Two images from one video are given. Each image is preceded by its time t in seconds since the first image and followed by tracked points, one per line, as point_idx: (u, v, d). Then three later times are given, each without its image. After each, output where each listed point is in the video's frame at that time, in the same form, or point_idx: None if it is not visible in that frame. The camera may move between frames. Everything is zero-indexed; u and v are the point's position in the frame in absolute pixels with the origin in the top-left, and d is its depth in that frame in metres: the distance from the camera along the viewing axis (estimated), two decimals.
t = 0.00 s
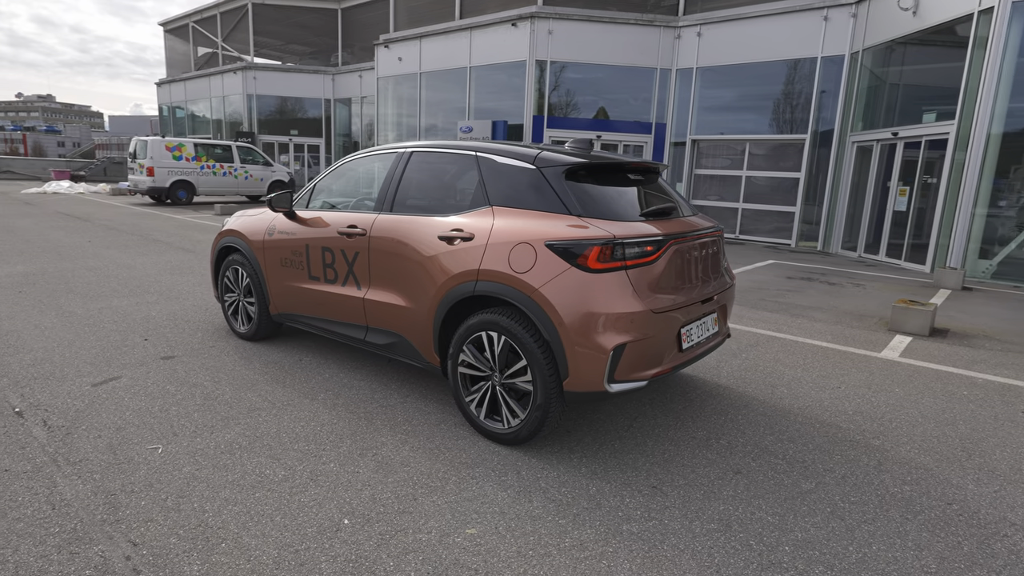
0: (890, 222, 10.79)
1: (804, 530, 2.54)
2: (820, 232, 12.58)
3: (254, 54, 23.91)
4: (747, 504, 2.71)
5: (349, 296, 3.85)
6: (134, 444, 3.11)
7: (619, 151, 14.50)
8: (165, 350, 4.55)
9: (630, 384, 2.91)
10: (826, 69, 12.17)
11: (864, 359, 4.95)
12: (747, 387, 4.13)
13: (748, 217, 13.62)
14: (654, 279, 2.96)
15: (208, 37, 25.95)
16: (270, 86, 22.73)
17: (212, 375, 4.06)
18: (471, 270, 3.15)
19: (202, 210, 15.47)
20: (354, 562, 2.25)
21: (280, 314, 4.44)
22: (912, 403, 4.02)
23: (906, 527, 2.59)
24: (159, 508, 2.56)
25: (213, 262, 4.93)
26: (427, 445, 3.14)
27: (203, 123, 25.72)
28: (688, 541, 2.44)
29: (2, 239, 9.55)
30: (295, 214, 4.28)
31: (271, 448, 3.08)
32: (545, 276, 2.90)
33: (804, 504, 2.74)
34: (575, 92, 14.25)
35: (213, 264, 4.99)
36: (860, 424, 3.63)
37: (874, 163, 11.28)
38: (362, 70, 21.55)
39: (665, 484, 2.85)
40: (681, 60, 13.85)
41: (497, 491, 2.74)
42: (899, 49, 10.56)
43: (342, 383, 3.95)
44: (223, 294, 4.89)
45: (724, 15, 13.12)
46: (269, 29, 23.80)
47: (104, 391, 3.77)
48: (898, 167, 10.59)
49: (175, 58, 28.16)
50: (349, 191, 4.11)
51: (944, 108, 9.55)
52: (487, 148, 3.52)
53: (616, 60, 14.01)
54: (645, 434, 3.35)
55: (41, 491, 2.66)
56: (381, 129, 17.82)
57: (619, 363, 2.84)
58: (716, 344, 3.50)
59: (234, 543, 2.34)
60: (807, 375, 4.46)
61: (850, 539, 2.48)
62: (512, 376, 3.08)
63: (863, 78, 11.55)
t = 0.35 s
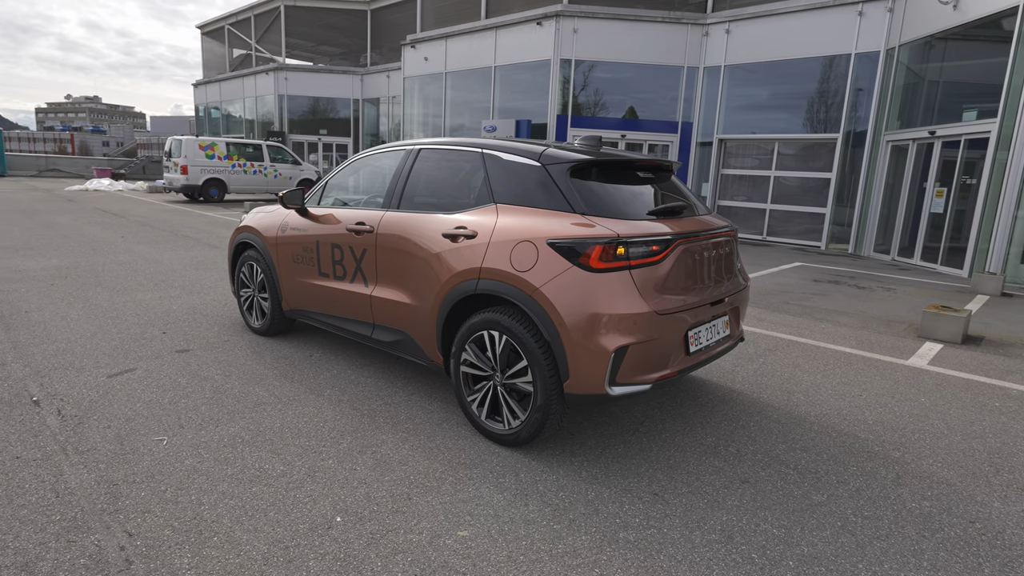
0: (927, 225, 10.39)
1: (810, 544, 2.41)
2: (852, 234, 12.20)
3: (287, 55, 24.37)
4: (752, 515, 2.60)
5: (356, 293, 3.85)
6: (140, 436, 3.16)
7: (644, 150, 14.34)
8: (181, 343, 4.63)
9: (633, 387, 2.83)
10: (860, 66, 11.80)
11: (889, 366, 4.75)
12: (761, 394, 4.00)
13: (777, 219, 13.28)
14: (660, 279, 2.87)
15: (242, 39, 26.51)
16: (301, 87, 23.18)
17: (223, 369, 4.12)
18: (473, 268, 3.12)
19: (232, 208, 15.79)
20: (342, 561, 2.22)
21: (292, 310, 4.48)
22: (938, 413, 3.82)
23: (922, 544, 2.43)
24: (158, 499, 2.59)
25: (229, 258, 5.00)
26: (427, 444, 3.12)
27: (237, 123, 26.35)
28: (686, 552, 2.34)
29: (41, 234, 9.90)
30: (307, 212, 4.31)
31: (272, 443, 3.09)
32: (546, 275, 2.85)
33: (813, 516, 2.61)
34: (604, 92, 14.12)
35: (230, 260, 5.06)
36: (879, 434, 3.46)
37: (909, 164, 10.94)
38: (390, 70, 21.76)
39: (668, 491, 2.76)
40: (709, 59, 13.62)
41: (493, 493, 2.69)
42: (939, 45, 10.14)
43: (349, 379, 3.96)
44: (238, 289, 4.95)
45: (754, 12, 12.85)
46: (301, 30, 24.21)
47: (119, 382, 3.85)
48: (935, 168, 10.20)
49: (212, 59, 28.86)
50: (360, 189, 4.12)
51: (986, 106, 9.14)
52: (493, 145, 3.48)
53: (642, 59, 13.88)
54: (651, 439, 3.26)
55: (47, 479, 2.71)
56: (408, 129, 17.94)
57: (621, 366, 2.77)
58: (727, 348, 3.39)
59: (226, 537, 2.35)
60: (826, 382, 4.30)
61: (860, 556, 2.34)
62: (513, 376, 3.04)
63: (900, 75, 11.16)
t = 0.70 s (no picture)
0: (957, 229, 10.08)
1: (818, 559, 2.32)
2: (879, 238, 11.89)
3: (314, 58, 24.75)
4: (758, 527, 2.52)
5: (366, 292, 3.87)
6: (150, 430, 3.21)
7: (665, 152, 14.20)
8: (198, 340, 4.70)
9: (637, 392, 2.78)
10: (885, 67, 11.50)
11: (911, 375, 4.59)
12: (775, 401, 3.89)
13: (801, 222, 12.99)
14: (667, 282, 2.82)
15: (271, 43, 27.01)
16: (327, 89, 23.56)
17: (235, 366, 4.17)
18: (478, 269, 3.10)
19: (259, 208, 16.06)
20: (336, 562, 2.22)
21: (305, 308, 4.52)
22: (960, 424, 3.68)
23: (936, 563, 2.32)
24: (162, 494, 2.62)
25: (247, 256, 5.07)
26: (430, 445, 3.11)
27: (266, 125, 26.89)
28: (687, 562, 2.28)
29: (75, 231, 10.21)
30: (320, 212, 4.34)
31: (277, 440, 3.12)
32: (550, 277, 2.82)
33: (822, 530, 2.52)
34: (628, 93, 14.02)
35: (248, 258, 5.13)
36: (896, 446, 3.34)
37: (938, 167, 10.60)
38: (414, 72, 21.92)
39: (671, 500, 2.70)
40: (732, 60, 13.44)
41: (493, 498, 2.67)
42: (972, 45, 9.80)
43: (358, 378, 3.98)
44: (255, 287, 5.02)
45: (778, 12, 12.63)
46: (328, 33, 24.55)
47: (135, 377, 3.93)
48: (966, 171, 9.89)
49: (243, 62, 29.46)
50: (371, 190, 4.13)
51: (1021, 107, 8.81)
52: (501, 145, 3.47)
53: (664, 60, 13.75)
54: (658, 445, 3.20)
55: (58, 471, 2.77)
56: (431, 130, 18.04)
57: (625, 370, 2.73)
58: (738, 353, 3.32)
59: (224, 533, 2.36)
60: (844, 390, 4.17)
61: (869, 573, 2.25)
62: (516, 378, 3.02)
63: (930, 75, 10.84)
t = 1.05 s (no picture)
0: (989, 230, 9.78)
1: (815, 564, 2.28)
2: (906, 240, 11.60)
3: (336, 62, 25.09)
4: (756, 530, 2.48)
5: (371, 292, 3.92)
6: (160, 424, 3.29)
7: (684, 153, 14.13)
8: (211, 338, 4.80)
9: (635, 393, 2.76)
10: (914, 65, 11.27)
11: (929, 380, 4.48)
12: (784, 405, 3.83)
13: (825, 223, 12.77)
14: (666, 282, 2.79)
15: (293, 47, 27.45)
16: (348, 92, 23.86)
17: (246, 363, 4.25)
18: (478, 269, 3.12)
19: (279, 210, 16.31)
20: (329, 555, 2.25)
21: (314, 307, 4.59)
22: (977, 430, 3.57)
23: (939, 571, 2.26)
24: (167, 485, 2.68)
25: (259, 256, 5.16)
26: (430, 443, 3.13)
27: (287, 127, 27.36)
28: (679, 563, 2.25)
29: (101, 232, 10.48)
30: (329, 212, 4.40)
31: (281, 436, 3.17)
32: (548, 276, 2.82)
33: (821, 535, 2.47)
34: (650, 93, 13.94)
35: (260, 258, 5.22)
36: (907, 452, 3.26)
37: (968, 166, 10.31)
38: (432, 74, 22.08)
39: (668, 501, 2.68)
40: (754, 58, 13.29)
41: (488, 495, 2.67)
42: (1008, 39, 9.37)
43: (363, 376, 4.03)
44: (267, 287, 5.10)
45: (802, 9, 12.46)
46: (349, 37, 24.84)
47: (149, 373, 4.02)
48: (999, 170, 9.57)
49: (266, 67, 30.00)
50: (377, 191, 4.17)
51: None
52: (503, 145, 3.49)
53: (683, 59, 13.66)
54: (659, 447, 3.18)
55: (70, 462, 2.85)
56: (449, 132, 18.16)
57: (621, 370, 2.71)
58: (743, 354, 3.27)
59: (224, 525, 2.41)
60: (857, 395, 4.08)
61: None
62: (515, 377, 3.03)
63: (961, 71, 10.52)
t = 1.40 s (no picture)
0: (1010, 232, 9.63)
1: (805, 563, 2.27)
2: (924, 243, 11.46)
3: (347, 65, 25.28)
4: (747, 529, 2.47)
5: (371, 290, 3.95)
6: (162, 418, 3.34)
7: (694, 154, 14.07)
8: (216, 336, 4.86)
9: (627, 392, 2.76)
10: (935, 60, 11.09)
11: (938, 383, 4.43)
12: (785, 407, 3.80)
13: (840, 226, 12.67)
14: (660, 280, 2.79)
15: (305, 50, 27.68)
16: (358, 95, 24.07)
17: (249, 361, 4.30)
18: (473, 267, 3.15)
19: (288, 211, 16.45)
20: (322, 546, 2.27)
21: (316, 307, 4.64)
22: (984, 434, 3.53)
23: (933, 572, 2.24)
24: (167, 477, 2.73)
25: (264, 256, 5.23)
26: (426, 440, 3.16)
27: (297, 130, 27.64)
28: (667, 561, 2.25)
29: (113, 233, 10.61)
30: (331, 212, 4.45)
31: (280, 431, 3.20)
32: (540, 275, 2.84)
33: (814, 535, 2.45)
34: (664, 93, 13.90)
35: (265, 258, 5.29)
36: (908, 455, 3.22)
37: (990, 166, 10.18)
38: (441, 76, 22.19)
39: (660, 500, 2.68)
40: (767, 56, 13.21)
41: (480, 492, 2.69)
42: None
43: (363, 374, 4.06)
44: (271, 286, 5.16)
45: (816, 6, 12.36)
46: (360, 40, 24.98)
47: (154, 369, 4.08)
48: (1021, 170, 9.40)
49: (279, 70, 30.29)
50: (378, 190, 4.21)
51: None
52: (500, 145, 3.52)
53: (694, 59, 13.61)
54: (655, 447, 3.17)
55: (74, 453, 2.90)
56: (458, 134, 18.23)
57: (613, 368, 2.71)
58: (741, 354, 3.25)
59: (220, 515, 2.44)
60: (861, 397, 4.05)
61: None
62: (509, 375, 3.04)
63: (982, 67, 10.37)
